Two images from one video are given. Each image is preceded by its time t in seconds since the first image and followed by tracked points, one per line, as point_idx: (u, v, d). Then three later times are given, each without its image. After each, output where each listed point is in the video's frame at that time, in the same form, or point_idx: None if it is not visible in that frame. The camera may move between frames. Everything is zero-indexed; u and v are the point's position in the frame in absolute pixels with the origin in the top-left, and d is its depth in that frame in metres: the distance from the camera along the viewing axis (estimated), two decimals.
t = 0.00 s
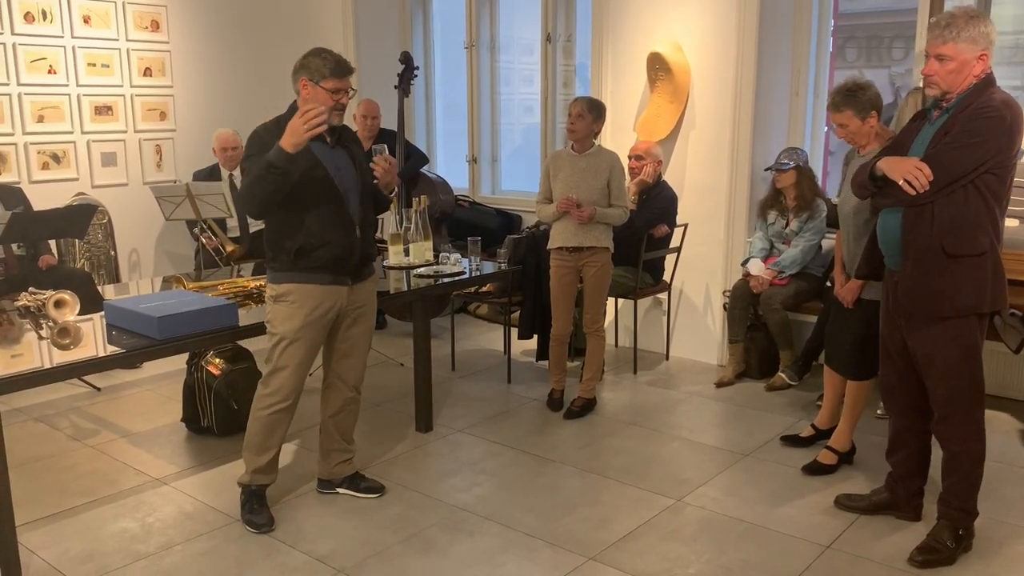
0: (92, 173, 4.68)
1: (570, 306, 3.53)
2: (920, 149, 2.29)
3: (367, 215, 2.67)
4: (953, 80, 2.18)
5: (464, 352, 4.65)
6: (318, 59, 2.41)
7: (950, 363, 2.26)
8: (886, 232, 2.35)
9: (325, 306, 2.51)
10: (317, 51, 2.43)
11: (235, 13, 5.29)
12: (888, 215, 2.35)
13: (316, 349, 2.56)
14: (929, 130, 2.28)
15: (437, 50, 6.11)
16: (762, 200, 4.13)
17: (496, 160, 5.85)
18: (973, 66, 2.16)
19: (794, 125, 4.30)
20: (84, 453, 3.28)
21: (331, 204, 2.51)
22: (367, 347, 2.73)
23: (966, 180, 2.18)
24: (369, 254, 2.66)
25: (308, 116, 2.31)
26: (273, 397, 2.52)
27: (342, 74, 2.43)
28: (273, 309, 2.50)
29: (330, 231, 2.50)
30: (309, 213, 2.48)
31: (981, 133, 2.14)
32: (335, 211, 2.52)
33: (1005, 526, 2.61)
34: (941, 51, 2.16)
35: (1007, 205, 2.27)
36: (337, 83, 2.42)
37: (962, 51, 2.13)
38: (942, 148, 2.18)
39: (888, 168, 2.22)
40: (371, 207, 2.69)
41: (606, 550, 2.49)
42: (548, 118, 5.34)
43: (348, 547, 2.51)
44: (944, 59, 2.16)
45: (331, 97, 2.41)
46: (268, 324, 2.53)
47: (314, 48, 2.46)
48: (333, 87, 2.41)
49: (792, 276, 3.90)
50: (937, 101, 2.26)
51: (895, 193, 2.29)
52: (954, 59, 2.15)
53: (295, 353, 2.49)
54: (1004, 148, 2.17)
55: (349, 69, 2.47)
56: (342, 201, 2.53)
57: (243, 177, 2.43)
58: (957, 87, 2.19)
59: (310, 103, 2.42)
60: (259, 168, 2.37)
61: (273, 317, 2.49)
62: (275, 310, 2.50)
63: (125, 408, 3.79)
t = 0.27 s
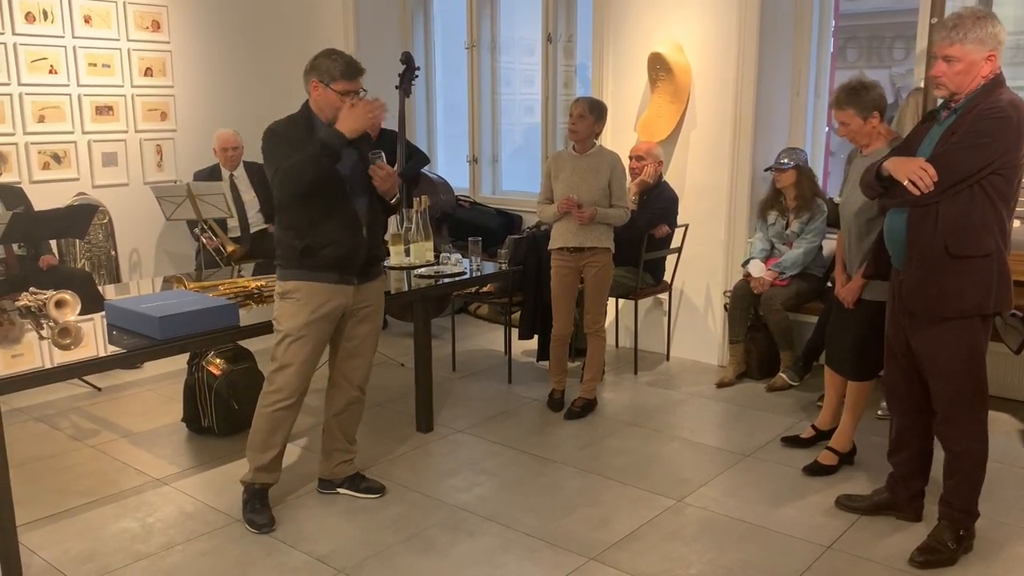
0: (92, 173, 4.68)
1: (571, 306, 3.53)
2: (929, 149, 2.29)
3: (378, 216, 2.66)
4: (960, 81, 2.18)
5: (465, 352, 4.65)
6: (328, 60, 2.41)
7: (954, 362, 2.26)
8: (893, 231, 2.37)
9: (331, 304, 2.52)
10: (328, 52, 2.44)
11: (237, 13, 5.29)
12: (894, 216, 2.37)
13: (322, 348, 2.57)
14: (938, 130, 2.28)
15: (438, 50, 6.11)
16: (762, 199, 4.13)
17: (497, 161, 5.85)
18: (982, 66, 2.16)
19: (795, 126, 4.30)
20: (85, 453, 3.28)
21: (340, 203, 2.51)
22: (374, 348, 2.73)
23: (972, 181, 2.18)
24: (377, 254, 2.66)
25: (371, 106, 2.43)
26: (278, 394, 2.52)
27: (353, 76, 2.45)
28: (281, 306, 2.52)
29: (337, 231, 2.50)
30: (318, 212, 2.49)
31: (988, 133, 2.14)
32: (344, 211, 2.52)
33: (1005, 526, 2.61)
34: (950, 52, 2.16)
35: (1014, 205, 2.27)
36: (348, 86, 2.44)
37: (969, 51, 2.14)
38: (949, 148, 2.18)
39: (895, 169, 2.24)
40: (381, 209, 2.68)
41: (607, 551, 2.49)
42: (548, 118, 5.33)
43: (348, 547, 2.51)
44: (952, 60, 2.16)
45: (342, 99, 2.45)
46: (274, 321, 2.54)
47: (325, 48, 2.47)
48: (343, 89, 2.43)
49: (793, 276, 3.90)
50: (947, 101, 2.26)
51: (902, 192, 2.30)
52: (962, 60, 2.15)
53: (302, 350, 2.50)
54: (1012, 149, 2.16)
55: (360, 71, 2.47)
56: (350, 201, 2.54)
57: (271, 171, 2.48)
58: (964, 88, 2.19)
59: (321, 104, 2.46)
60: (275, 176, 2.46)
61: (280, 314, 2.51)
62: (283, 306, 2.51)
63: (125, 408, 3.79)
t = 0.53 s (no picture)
0: (93, 172, 4.68)
1: (572, 304, 3.53)
2: (937, 147, 2.29)
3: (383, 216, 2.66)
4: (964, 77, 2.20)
5: (466, 350, 4.65)
6: (341, 61, 2.42)
7: (961, 359, 2.26)
8: (903, 232, 2.35)
9: (331, 301, 2.52)
10: (340, 53, 2.45)
11: (238, 12, 5.29)
12: (902, 214, 2.36)
13: (324, 345, 2.57)
14: (947, 128, 2.28)
15: (439, 48, 6.11)
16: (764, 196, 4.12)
17: (498, 159, 5.85)
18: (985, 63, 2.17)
19: (797, 124, 4.30)
20: (86, 452, 3.28)
21: (346, 201, 2.51)
22: (376, 345, 2.73)
23: (981, 178, 2.17)
24: (379, 254, 2.65)
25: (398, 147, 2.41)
26: (281, 391, 2.53)
27: (363, 78, 2.45)
28: (282, 302, 2.53)
29: (340, 230, 2.50)
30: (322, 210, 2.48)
31: (997, 131, 2.14)
32: (349, 209, 2.52)
33: (1007, 525, 2.61)
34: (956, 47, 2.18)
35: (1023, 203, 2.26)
36: (357, 88, 2.44)
37: (980, 49, 2.14)
38: (957, 146, 2.19)
39: (902, 167, 2.22)
40: (386, 209, 2.67)
41: (609, 549, 2.48)
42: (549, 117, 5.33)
43: (350, 545, 2.51)
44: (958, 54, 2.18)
45: (351, 101, 2.45)
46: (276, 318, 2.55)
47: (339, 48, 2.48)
48: (353, 91, 2.44)
49: (795, 275, 3.89)
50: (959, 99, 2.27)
51: (909, 189, 2.30)
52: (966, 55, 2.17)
53: (302, 347, 2.50)
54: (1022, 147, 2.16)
55: (372, 72, 2.48)
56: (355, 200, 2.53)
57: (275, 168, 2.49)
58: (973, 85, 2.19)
59: (332, 104, 2.47)
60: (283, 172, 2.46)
61: (282, 310, 2.52)
62: (284, 303, 2.52)
63: (127, 406, 3.79)
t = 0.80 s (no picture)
0: (95, 170, 4.68)
1: (575, 301, 3.53)
2: (947, 142, 2.29)
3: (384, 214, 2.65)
4: (971, 71, 2.19)
5: (469, 348, 4.65)
6: (348, 59, 2.42)
7: (973, 355, 2.25)
8: (914, 230, 2.34)
9: (328, 298, 2.51)
10: (347, 51, 2.44)
11: (239, 9, 5.29)
12: (913, 210, 2.35)
13: (322, 342, 2.57)
14: (956, 124, 2.28)
15: (440, 45, 6.10)
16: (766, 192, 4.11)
17: (500, 157, 5.84)
18: (992, 59, 2.15)
19: (799, 121, 4.29)
20: (89, 450, 3.28)
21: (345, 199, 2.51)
22: (376, 341, 2.72)
23: (993, 174, 2.16)
24: (377, 253, 2.65)
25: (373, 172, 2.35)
26: (279, 389, 2.52)
27: (370, 78, 2.44)
28: (279, 300, 2.52)
29: (342, 228, 2.51)
30: (324, 208, 2.49)
31: (1009, 127, 2.14)
32: (347, 207, 2.52)
33: (1010, 522, 2.60)
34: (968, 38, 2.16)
35: None
36: (364, 87, 2.44)
37: (992, 43, 2.13)
38: (970, 141, 2.18)
39: (915, 163, 2.23)
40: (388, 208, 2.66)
41: (612, 546, 2.48)
42: (551, 114, 5.32)
43: (353, 543, 2.51)
44: (968, 46, 2.17)
45: (357, 100, 2.45)
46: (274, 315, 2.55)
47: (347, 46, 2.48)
48: (359, 90, 2.43)
49: (799, 271, 3.89)
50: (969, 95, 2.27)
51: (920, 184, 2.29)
52: (975, 48, 2.16)
53: (299, 346, 2.50)
54: None
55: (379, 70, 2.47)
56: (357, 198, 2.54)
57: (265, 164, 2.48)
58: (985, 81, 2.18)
59: (338, 103, 2.47)
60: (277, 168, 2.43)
61: (278, 308, 2.51)
62: (281, 300, 2.52)
63: (129, 404, 3.80)
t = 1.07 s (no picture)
0: (96, 167, 4.68)
1: (576, 298, 3.52)
2: (950, 137, 2.28)
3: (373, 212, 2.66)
4: (974, 66, 2.18)
5: (470, 345, 4.65)
6: (334, 55, 2.42)
7: (979, 353, 2.24)
8: (915, 224, 2.33)
9: (325, 299, 2.50)
10: (334, 47, 2.44)
11: (240, 7, 5.28)
12: (917, 206, 2.33)
13: (318, 343, 2.56)
14: (958, 120, 2.27)
15: (441, 41, 6.09)
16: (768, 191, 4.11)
17: (501, 154, 5.83)
18: (995, 56, 2.14)
19: (800, 117, 4.28)
20: (90, 447, 3.28)
21: (337, 197, 2.50)
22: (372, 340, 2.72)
23: (999, 170, 2.16)
24: (370, 251, 2.65)
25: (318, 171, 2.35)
26: (276, 392, 2.51)
27: (356, 74, 2.44)
28: (273, 303, 2.50)
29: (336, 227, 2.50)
30: (316, 207, 2.47)
31: (1014, 123, 2.14)
32: (339, 205, 2.50)
33: (1012, 519, 2.60)
34: (972, 33, 2.15)
35: None
36: (351, 83, 2.44)
37: (996, 38, 2.12)
38: (976, 136, 2.17)
39: (922, 160, 2.21)
40: (377, 204, 2.68)
41: (613, 544, 2.48)
42: (552, 111, 5.32)
43: (354, 540, 2.51)
44: (972, 40, 2.15)
45: (345, 97, 2.45)
46: (268, 318, 2.53)
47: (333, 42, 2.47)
48: (347, 87, 2.44)
49: (800, 268, 3.88)
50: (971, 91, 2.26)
51: (925, 180, 2.28)
52: (979, 43, 2.14)
53: (295, 348, 2.49)
54: None
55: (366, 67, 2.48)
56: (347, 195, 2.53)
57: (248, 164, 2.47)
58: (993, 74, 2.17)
59: (325, 99, 2.46)
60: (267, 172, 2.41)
61: (273, 310, 2.49)
62: (275, 303, 2.50)
63: (131, 401, 3.80)
